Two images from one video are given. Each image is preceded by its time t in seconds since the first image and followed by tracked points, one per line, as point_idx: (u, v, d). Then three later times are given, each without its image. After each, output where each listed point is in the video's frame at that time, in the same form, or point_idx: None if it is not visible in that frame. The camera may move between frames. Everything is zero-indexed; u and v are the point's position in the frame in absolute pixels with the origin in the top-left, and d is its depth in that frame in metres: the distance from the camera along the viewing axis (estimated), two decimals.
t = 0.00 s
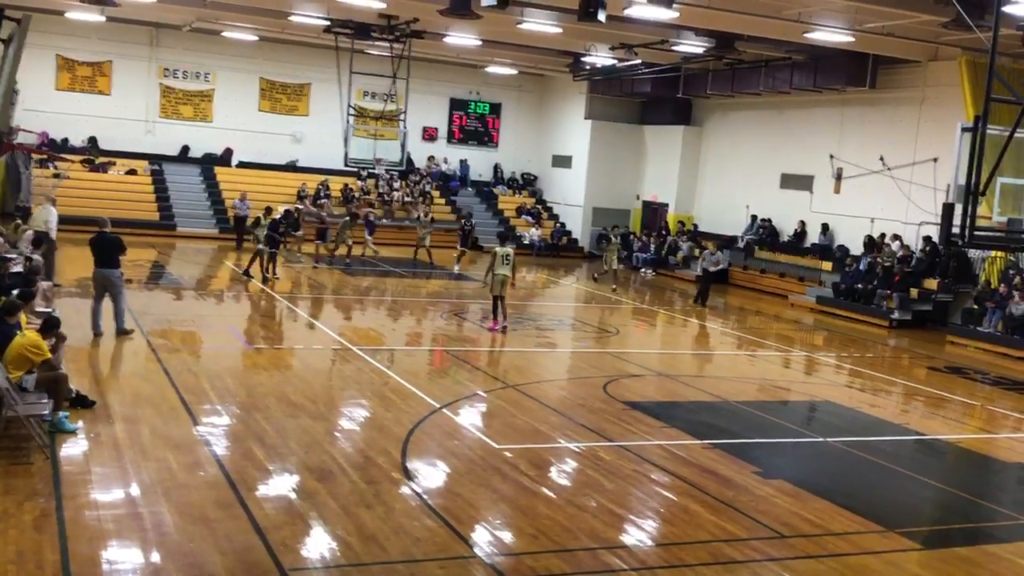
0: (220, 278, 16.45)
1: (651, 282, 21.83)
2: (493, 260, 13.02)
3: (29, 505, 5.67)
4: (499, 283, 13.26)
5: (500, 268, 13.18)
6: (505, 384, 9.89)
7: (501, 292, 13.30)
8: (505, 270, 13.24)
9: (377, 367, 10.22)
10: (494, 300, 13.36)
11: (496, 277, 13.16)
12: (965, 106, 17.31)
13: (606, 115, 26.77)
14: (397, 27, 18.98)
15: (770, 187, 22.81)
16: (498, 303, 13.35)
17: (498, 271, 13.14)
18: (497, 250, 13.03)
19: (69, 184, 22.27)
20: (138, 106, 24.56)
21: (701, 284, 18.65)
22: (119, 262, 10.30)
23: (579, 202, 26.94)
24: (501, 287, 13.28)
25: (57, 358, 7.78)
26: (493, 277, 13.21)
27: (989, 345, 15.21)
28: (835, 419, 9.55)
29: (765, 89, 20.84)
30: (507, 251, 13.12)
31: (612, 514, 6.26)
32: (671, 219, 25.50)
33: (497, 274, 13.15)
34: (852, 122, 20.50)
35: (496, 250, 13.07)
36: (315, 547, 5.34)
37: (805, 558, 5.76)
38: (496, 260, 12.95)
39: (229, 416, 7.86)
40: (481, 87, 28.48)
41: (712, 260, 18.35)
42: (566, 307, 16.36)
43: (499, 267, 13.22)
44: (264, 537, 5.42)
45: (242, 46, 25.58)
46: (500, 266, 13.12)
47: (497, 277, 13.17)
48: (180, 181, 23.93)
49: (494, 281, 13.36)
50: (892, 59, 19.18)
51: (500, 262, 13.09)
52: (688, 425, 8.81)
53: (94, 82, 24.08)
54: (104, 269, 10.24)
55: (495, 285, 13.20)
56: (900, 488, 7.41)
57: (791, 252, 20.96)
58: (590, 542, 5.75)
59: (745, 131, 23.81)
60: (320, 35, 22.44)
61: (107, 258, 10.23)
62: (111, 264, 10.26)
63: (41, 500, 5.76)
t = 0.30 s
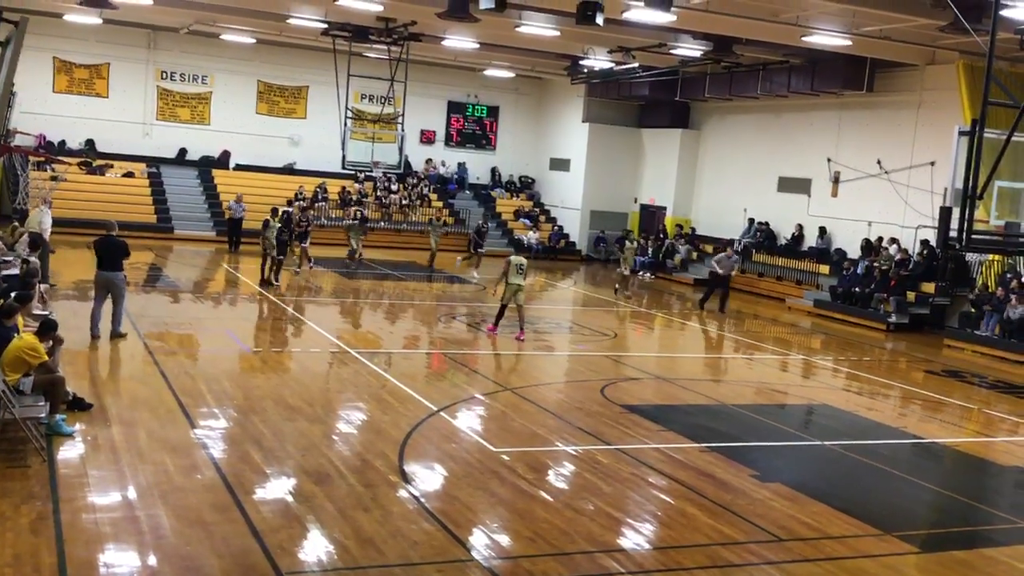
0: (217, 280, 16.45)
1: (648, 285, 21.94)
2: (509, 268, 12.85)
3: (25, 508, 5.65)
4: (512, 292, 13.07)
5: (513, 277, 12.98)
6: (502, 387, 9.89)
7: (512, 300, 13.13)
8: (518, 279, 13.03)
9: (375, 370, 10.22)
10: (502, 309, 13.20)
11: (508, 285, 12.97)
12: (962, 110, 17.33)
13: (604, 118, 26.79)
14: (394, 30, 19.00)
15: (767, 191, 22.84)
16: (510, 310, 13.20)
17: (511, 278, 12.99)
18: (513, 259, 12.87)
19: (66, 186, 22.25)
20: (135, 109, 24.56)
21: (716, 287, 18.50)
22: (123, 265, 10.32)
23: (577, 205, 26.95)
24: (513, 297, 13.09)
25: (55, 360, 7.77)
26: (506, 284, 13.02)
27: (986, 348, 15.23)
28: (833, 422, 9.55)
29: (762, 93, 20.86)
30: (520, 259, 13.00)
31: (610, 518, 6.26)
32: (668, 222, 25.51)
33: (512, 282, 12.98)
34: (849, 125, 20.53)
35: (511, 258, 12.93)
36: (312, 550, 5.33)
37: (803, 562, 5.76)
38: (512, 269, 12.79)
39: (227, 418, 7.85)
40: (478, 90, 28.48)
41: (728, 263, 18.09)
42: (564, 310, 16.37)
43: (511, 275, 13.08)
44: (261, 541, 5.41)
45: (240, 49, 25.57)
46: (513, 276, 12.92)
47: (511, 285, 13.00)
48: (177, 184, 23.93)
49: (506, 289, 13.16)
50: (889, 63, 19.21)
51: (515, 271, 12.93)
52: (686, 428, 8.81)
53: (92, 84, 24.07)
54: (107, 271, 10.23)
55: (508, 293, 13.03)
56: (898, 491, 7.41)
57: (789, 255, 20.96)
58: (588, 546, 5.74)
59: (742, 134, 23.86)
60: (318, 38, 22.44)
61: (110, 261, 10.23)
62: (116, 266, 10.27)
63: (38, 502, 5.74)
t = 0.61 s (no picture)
0: (217, 283, 16.45)
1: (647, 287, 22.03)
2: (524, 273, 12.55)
3: (24, 511, 5.64)
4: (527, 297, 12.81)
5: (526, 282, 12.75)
6: (501, 390, 9.88)
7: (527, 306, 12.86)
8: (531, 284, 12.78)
9: (373, 372, 10.21)
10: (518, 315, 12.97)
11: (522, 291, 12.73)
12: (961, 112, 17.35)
13: (603, 121, 26.81)
14: (393, 33, 19.02)
15: (766, 193, 22.85)
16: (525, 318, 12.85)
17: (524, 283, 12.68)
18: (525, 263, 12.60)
19: (65, 189, 22.21)
20: (134, 112, 24.56)
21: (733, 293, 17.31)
22: (126, 268, 10.32)
23: (575, 208, 26.96)
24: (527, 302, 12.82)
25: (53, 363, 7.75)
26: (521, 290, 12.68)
27: (985, 351, 15.25)
28: (832, 425, 9.55)
29: (761, 96, 20.86)
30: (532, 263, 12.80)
31: (609, 520, 6.25)
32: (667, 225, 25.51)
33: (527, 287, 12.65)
34: (848, 128, 20.55)
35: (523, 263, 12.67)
36: (311, 553, 5.32)
37: (801, 565, 5.76)
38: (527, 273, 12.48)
39: (225, 421, 7.84)
40: (477, 92, 28.47)
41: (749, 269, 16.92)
42: (562, 313, 16.37)
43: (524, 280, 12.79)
44: (260, 543, 5.41)
45: (238, 51, 25.57)
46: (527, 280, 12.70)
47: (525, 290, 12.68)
48: (176, 187, 23.94)
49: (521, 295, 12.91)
50: (888, 66, 19.24)
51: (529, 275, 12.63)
52: (685, 431, 8.80)
53: (91, 87, 24.08)
54: (111, 273, 10.21)
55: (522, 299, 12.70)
56: (897, 494, 7.41)
57: (787, 258, 20.97)
58: (587, 548, 5.73)
59: (740, 137, 23.89)
60: (316, 41, 22.46)
61: (114, 263, 10.22)
62: (119, 268, 10.26)
63: (36, 506, 5.73)
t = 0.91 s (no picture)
0: (214, 284, 16.45)
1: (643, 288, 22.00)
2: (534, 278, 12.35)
3: (21, 513, 5.63)
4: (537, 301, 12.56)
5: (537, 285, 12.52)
6: (498, 391, 9.88)
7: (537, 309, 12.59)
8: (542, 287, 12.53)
9: (370, 374, 10.20)
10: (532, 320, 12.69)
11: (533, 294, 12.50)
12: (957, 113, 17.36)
13: (599, 122, 26.85)
14: (390, 34, 19.01)
15: (762, 194, 22.87)
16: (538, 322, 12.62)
17: (535, 287, 12.49)
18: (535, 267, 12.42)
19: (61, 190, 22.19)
20: (131, 113, 24.55)
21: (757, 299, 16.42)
22: (122, 270, 10.31)
23: (572, 209, 26.97)
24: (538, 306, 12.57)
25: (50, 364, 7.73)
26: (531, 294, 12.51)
27: (981, 352, 15.25)
28: (829, 426, 9.56)
29: (757, 97, 20.87)
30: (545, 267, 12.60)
31: (606, 522, 6.25)
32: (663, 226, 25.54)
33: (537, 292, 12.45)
34: (844, 129, 20.57)
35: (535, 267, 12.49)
36: (308, 554, 5.32)
37: (798, 565, 5.76)
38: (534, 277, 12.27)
39: (222, 423, 7.83)
40: (473, 94, 28.47)
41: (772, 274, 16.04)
42: (559, 314, 16.38)
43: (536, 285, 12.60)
44: (257, 545, 5.40)
45: (235, 53, 25.55)
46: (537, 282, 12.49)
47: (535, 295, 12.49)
48: (173, 188, 23.94)
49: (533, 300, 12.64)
50: (884, 67, 19.27)
51: (539, 279, 12.41)
52: (682, 431, 8.81)
53: (87, 88, 24.06)
54: (107, 274, 10.22)
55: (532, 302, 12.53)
56: (893, 495, 7.42)
57: (784, 259, 21.00)
58: (584, 550, 5.73)
59: (737, 138, 23.90)
60: (312, 42, 22.46)
61: (110, 264, 10.21)
62: (115, 270, 10.25)
63: (33, 507, 5.72)
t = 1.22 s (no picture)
0: (208, 283, 16.41)
1: (638, 288, 21.97)
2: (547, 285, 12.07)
3: (14, 513, 5.61)
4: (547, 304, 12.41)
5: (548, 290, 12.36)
6: (493, 391, 9.85)
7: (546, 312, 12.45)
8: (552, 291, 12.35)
9: (365, 373, 10.18)
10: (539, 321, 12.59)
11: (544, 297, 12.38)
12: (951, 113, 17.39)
13: (594, 122, 26.87)
14: (384, 34, 18.97)
15: (757, 194, 22.89)
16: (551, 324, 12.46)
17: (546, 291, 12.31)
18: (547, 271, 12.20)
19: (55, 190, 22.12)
20: (125, 112, 24.49)
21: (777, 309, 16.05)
22: (110, 268, 10.27)
23: (567, 209, 26.98)
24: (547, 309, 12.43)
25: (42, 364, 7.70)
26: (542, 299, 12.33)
27: (976, 351, 15.26)
28: (824, 426, 9.56)
29: (752, 97, 20.88)
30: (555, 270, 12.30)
31: (601, 521, 6.24)
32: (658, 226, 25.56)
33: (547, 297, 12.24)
34: (839, 129, 20.60)
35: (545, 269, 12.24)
36: (302, 554, 5.31)
37: (793, 565, 5.76)
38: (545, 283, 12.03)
39: (216, 423, 7.81)
40: (468, 93, 28.45)
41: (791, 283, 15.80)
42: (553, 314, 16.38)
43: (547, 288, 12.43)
44: (251, 545, 5.39)
45: (230, 52, 25.51)
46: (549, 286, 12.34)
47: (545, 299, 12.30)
48: (167, 187, 23.87)
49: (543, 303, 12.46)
50: (878, 66, 19.29)
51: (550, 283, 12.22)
52: (677, 431, 8.81)
53: (81, 87, 24.00)
54: (95, 273, 10.18)
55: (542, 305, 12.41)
56: (888, 494, 7.42)
57: (778, 259, 21.02)
58: (579, 549, 5.73)
59: (732, 138, 23.93)
60: (307, 41, 22.42)
61: (99, 263, 10.17)
62: (102, 269, 10.22)
63: (26, 507, 5.70)
